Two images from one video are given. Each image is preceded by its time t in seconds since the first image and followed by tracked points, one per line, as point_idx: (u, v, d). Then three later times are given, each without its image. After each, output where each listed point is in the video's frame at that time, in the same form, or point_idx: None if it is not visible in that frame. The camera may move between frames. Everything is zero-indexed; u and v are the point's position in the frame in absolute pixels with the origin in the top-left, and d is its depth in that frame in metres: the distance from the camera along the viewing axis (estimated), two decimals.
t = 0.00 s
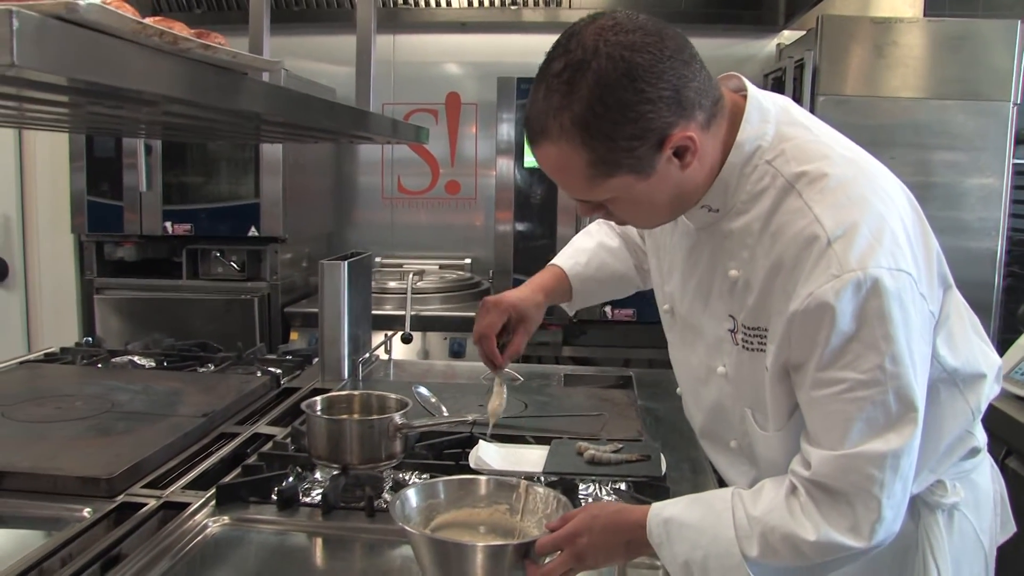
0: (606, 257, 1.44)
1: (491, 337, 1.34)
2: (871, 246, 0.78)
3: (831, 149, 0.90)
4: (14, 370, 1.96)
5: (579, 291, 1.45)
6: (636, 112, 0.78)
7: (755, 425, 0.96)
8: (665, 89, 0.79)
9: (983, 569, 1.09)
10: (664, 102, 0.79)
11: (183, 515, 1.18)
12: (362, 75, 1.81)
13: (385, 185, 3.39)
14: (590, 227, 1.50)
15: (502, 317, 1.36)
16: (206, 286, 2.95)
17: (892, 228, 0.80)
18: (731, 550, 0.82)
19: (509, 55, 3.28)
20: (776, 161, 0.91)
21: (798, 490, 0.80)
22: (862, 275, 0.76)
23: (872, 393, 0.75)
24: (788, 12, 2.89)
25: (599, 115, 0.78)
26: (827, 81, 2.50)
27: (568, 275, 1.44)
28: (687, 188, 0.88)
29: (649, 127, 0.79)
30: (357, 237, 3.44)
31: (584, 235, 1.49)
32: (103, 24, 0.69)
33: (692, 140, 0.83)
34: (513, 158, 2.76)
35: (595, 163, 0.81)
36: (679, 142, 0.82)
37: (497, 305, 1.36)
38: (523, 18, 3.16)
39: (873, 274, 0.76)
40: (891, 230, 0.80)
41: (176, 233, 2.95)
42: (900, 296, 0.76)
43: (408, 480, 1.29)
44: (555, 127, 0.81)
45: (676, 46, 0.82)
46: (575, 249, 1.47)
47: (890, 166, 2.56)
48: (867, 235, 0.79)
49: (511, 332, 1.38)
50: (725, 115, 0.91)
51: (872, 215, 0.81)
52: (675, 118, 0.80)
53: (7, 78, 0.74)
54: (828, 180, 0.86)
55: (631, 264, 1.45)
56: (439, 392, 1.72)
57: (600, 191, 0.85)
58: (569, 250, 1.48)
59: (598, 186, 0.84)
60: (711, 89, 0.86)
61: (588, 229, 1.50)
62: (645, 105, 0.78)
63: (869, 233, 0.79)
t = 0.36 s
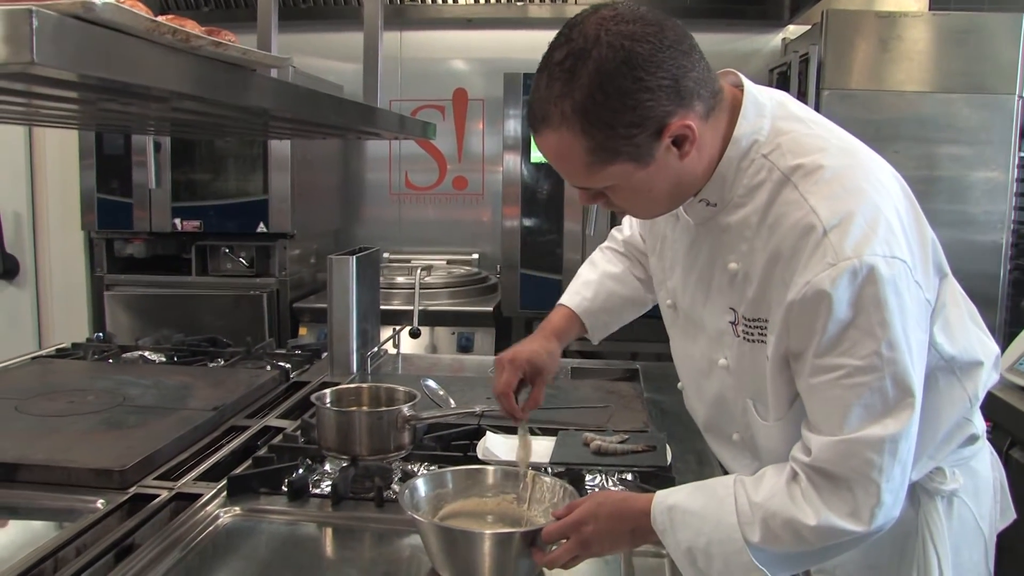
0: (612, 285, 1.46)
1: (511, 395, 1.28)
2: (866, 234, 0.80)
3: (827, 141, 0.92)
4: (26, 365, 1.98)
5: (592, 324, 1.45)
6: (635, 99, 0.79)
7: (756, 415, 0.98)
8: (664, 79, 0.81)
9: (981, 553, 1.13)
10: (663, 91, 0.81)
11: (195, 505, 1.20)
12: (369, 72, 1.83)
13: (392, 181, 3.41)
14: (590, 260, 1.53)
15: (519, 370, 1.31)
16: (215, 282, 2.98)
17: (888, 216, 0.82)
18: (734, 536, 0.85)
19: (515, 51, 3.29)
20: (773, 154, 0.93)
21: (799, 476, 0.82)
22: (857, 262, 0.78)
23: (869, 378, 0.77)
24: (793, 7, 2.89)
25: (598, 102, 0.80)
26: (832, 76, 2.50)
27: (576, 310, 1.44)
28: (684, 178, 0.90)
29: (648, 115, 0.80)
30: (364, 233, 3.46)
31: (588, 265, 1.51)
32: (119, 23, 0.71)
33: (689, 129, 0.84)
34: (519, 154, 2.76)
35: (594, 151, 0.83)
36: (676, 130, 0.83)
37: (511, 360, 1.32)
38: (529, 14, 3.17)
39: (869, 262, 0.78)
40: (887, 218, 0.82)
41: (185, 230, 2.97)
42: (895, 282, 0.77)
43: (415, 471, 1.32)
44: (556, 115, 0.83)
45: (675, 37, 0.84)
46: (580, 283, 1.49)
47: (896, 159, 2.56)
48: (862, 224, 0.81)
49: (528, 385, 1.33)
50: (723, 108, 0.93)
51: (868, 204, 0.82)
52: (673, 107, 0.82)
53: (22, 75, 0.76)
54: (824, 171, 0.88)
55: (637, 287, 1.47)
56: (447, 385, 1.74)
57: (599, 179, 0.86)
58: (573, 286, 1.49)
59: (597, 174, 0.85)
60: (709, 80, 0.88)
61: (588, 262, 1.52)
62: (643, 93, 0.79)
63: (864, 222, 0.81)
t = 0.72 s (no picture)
0: (623, 273, 1.46)
1: (531, 391, 1.30)
2: (856, 226, 0.81)
3: (819, 133, 0.93)
4: (29, 363, 1.99)
5: (605, 312, 1.47)
6: (622, 93, 0.81)
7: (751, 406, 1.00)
8: (651, 72, 0.82)
9: (978, 543, 1.14)
10: (651, 85, 0.82)
11: (198, 500, 1.21)
12: (369, 69, 1.83)
13: (394, 179, 3.41)
14: (602, 247, 1.52)
15: (534, 364, 1.34)
16: (217, 280, 2.98)
17: (878, 207, 0.84)
18: (732, 526, 0.86)
19: (515, 48, 3.29)
20: (765, 147, 0.94)
21: (795, 466, 0.84)
22: (848, 254, 0.79)
23: (863, 369, 0.79)
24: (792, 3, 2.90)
25: (587, 96, 0.81)
26: (832, 71, 2.51)
27: (588, 300, 1.45)
28: (676, 172, 0.90)
29: (635, 109, 0.81)
30: (366, 230, 3.46)
31: (601, 253, 1.51)
32: (120, 21, 0.71)
33: (677, 122, 0.85)
34: (520, 151, 2.77)
35: (584, 144, 0.84)
36: (665, 124, 0.84)
37: (525, 355, 1.34)
38: (529, 11, 3.17)
39: (859, 254, 0.79)
40: (877, 210, 0.84)
41: (187, 228, 2.98)
42: (886, 273, 0.79)
43: (418, 465, 1.33)
44: (546, 110, 0.84)
45: (663, 32, 0.84)
46: (592, 271, 1.49)
47: (895, 153, 2.57)
48: (853, 216, 0.82)
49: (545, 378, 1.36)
50: (714, 103, 0.95)
51: (858, 196, 0.84)
52: (660, 100, 0.83)
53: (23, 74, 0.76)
54: (815, 163, 0.89)
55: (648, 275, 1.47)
56: (448, 381, 1.75)
57: (589, 172, 0.87)
58: (585, 275, 1.49)
59: (587, 167, 0.87)
60: (698, 75, 0.89)
61: (601, 249, 1.52)
62: (630, 87, 0.81)
63: (854, 214, 0.83)
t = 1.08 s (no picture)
0: (609, 249, 1.49)
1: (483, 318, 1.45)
2: (838, 212, 0.83)
3: (807, 123, 0.94)
4: (29, 362, 1.99)
5: (581, 281, 1.51)
6: (604, 65, 0.84)
7: (742, 393, 1.02)
8: (639, 51, 0.85)
9: (976, 537, 1.15)
10: (636, 62, 0.85)
11: (198, 498, 1.21)
12: (368, 67, 1.84)
13: (392, 176, 3.41)
14: (603, 218, 1.54)
15: (494, 296, 1.47)
16: (216, 278, 2.99)
17: (862, 195, 0.85)
18: (719, 514, 0.89)
19: (514, 45, 3.29)
20: (754, 137, 0.96)
21: (780, 453, 0.87)
22: (828, 238, 0.81)
23: (844, 352, 0.80)
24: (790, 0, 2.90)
25: (573, 63, 0.85)
26: (829, 67, 2.51)
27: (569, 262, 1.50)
28: (655, 155, 0.93)
29: (617, 82, 0.85)
30: (365, 229, 3.47)
31: (598, 224, 1.53)
32: (120, 20, 0.72)
33: (657, 104, 0.87)
34: (518, 149, 2.78)
35: (565, 108, 0.88)
36: (645, 102, 0.87)
37: (491, 287, 1.48)
38: (527, 9, 3.17)
39: (839, 238, 0.81)
40: (861, 197, 0.85)
41: (186, 227, 2.98)
42: (866, 257, 0.80)
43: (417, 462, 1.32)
44: (535, 72, 0.89)
45: (661, 15, 0.88)
46: (583, 240, 1.52)
47: (894, 149, 2.57)
48: (835, 202, 0.84)
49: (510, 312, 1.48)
50: (706, 91, 0.97)
51: (841, 182, 0.85)
52: (643, 79, 0.86)
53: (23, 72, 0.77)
54: (801, 152, 0.91)
55: (636, 257, 1.49)
56: (448, 378, 1.75)
57: (570, 139, 0.91)
58: (577, 241, 1.53)
59: (567, 132, 0.91)
60: (691, 63, 0.91)
61: (601, 220, 1.54)
62: (614, 60, 0.84)
63: (836, 201, 0.84)
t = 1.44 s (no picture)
0: (543, 236, 1.54)
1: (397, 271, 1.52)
2: (806, 193, 0.88)
3: (772, 114, 1.00)
4: (24, 361, 1.98)
5: (505, 261, 1.57)
6: (573, 55, 0.91)
7: (722, 376, 1.07)
8: (607, 45, 0.91)
9: (966, 523, 1.15)
10: (603, 55, 0.91)
11: (193, 497, 1.21)
12: (365, 64, 1.83)
13: (389, 174, 3.41)
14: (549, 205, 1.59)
15: (411, 251, 1.53)
16: (212, 276, 2.98)
17: (828, 175, 0.90)
18: (716, 499, 0.90)
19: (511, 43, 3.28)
20: (723, 127, 1.01)
21: (772, 432, 0.89)
22: (799, 217, 0.86)
23: (824, 326, 0.84)
24: None
25: (545, 50, 0.92)
26: (826, 64, 2.51)
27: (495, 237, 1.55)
28: (620, 145, 0.98)
29: (584, 72, 0.91)
30: (361, 226, 3.46)
31: (542, 209, 1.59)
32: (113, 16, 0.71)
33: (622, 97, 0.93)
34: (516, 146, 2.77)
35: (535, 93, 0.95)
36: (610, 94, 0.92)
37: (413, 242, 1.54)
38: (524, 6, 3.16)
39: (810, 217, 0.86)
40: (827, 178, 0.90)
41: (182, 225, 2.97)
42: (837, 234, 0.85)
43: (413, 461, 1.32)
44: (512, 55, 0.96)
45: (635, 13, 0.93)
46: (522, 220, 1.57)
47: (892, 146, 2.57)
48: (802, 183, 0.89)
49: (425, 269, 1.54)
50: (676, 88, 1.03)
51: (808, 165, 0.90)
52: (609, 71, 0.92)
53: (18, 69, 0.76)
54: (768, 139, 0.96)
55: (566, 249, 1.54)
56: (445, 376, 1.75)
57: (540, 122, 0.98)
58: (517, 220, 1.58)
59: (537, 116, 0.97)
60: (661, 62, 0.97)
61: (546, 206, 1.59)
62: (583, 51, 0.90)
63: (805, 182, 0.89)
